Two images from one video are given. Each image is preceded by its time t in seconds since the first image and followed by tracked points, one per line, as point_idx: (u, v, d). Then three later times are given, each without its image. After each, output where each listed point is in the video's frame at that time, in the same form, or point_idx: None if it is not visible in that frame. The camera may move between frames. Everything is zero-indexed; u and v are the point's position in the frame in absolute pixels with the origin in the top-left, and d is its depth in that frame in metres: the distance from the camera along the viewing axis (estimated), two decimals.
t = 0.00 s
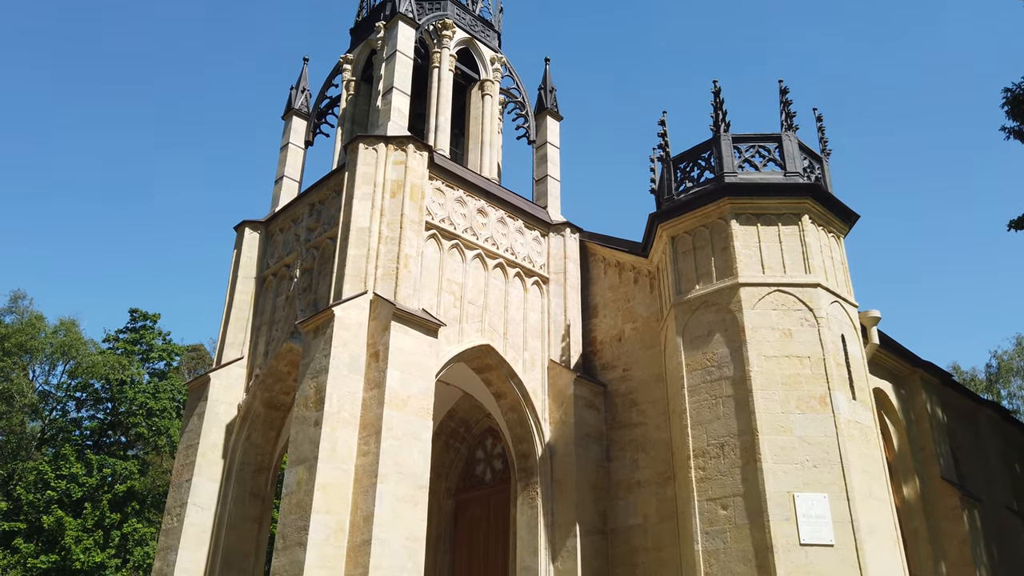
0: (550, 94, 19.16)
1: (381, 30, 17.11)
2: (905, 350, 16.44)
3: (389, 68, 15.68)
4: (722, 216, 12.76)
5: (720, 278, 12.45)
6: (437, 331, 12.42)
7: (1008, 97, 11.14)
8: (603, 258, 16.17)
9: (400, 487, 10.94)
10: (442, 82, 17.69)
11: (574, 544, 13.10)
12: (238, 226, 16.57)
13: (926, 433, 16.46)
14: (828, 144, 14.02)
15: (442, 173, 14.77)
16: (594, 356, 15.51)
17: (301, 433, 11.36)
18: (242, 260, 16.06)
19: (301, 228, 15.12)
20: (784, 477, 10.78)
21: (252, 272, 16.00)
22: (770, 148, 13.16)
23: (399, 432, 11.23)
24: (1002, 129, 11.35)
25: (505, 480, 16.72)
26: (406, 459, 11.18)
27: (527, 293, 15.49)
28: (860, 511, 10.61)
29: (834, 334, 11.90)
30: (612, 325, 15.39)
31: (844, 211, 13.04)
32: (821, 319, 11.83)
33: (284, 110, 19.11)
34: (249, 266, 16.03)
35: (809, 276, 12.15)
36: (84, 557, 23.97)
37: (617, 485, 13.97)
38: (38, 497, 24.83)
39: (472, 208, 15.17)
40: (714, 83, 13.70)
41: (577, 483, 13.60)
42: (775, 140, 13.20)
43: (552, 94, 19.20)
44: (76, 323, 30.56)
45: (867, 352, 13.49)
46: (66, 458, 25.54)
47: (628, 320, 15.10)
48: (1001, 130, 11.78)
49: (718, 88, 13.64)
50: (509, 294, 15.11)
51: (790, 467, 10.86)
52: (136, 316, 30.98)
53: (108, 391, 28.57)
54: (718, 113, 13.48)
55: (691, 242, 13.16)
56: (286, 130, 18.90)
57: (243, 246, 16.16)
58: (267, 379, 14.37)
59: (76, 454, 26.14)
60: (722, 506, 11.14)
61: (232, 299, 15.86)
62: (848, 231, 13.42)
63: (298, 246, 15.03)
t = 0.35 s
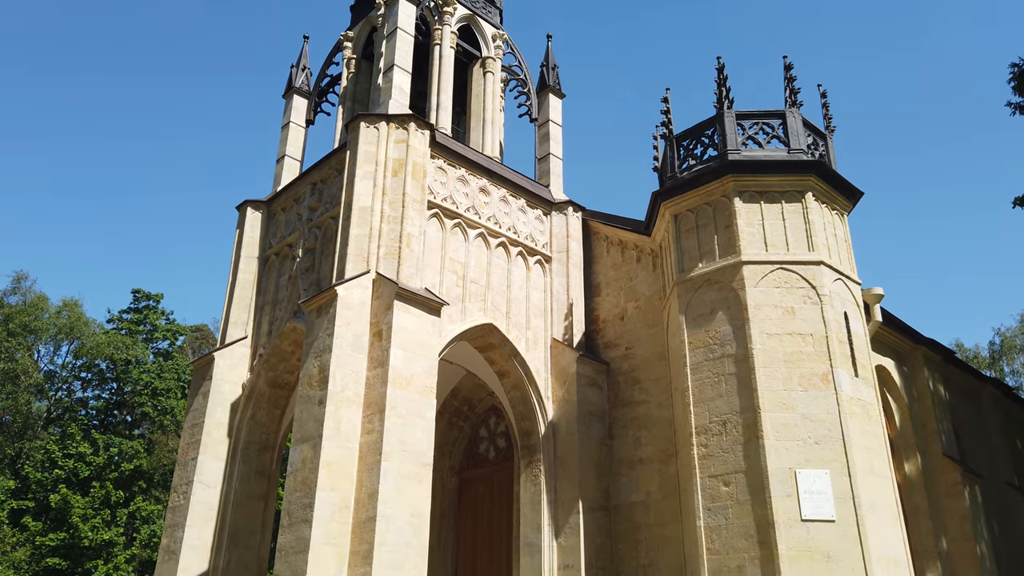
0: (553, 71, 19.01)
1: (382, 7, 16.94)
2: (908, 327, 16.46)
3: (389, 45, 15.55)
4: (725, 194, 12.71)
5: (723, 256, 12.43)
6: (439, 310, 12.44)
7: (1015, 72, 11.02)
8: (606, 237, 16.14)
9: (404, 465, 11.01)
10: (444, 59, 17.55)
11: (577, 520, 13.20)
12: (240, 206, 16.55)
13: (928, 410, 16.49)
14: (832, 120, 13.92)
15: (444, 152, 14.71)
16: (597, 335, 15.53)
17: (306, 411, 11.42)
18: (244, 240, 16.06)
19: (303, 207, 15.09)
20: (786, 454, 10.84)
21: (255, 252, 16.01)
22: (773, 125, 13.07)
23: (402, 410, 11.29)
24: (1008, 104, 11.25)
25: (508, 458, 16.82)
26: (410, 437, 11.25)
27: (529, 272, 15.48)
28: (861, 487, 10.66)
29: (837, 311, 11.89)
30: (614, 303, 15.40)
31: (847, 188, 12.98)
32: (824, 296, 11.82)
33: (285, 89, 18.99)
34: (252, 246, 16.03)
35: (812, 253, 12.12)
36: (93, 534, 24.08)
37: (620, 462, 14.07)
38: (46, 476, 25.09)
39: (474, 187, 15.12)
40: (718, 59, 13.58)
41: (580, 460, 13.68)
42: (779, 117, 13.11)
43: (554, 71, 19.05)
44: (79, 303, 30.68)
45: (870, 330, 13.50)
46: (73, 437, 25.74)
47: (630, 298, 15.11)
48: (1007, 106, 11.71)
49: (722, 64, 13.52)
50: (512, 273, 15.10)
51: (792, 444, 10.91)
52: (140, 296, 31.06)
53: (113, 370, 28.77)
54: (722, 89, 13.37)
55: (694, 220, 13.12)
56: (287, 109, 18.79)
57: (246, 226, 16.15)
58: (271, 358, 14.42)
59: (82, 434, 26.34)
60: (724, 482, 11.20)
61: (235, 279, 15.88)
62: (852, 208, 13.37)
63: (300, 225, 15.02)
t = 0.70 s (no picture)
0: (555, 47, 18.84)
1: None
2: (911, 303, 16.45)
3: (390, 21, 15.39)
4: (728, 170, 12.64)
5: (726, 233, 12.39)
6: (442, 289, 12.45)
7: None
8: (608, 214, 16.08)
9: (407, 442, 11.08)
10: (445, 36, 17.38)
11: (579, 496, 13.30)
12: (242, 184, 16.50)
13: (930, 386, 16.53)
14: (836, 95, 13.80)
15: (445, 129, 14.62)
16: (599, 312, 15.54)
17: (309, 388, 11.48)
18: (246, 218, 16.04)
19: (304, 185, 15.04)
20: (787, 429, 10.88)
21: (257, 230, 15.99)
22: (777, 101, 12.97)
23: (405, 387, 11.34)
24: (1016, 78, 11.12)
25: (511, 435, 16.92)
26: (413, 414, 11.31)
27: (531, 250, 15.45)
28: (862, 462, 10.72)
29: (840, 288, 11.87)
30: (616, 281, 15.39)
31: (851, 164, 12.90)
32: (827, 273, 11.79)
33: (285, 66, 18.84)
34: (254, 224, 16.01)
35: (815, 230, 12.08)
36: (100, 512, 24.34)
37: (622, 439, 14.14)
38: (53, 453, 25.36)
39: (476, 165, 15.05)
40: (722, 33, 13.43)
41: (582, 437, 13.76)
42: (783, 93, 13.00)
43: (556, 47, 18.88)
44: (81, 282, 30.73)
45: (872, 306, 13.49)
46: (79, 416, 25.92)
47: (633, 276, 15.10)
48: (1013, 80, 11.62)
49: (726, 39, 13.38)
50: (514, 251, 15.08)
51: (794, 420, 10.95)
52: (142, 276, 31.11)
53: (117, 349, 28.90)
54: (726, 64, 13.24)
55: (697, 197, 13.06)
56: (287, 87, 18.66)
57: (247, 204, 16.12)
58: (274, 337, 14.46)
59: (88, 412, 26.52)
60: (725, 458, 11.27)
61: (237, 258, 15.88)
62: (856, 184, 13.29)
63: (302, 203, 14.98)
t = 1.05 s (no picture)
0: (553, 21, 18.63)
1: None
2: (908, 278, 16.48)
3: None
4: (727, 145, 12.58)
5: (725, 209, 12.36)
6: (440, 264, 12.43)
7: None
8: (606, 190, 16.03)
9: (406, 416, 11.14)
10: (442, 8, 17.18)
11: (577, 470, 13.41)
12: (238, 159, 16.40)
13: (926, 361, 16.61)
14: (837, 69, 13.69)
15: (443, 103, 14.50)
16: (598, 288, 15.54)
17: (308, 364, 11.51)
18: (243, 193, 15.96)
19: (301, 161, 14.96)
20: (784, 404, 10.95)
21: (254, 206, 15.93)
22: (777, 74, 12.86)
23: (404, 362, 11.38)
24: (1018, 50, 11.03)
25: (509, 410, 17.02)
26: (412, 389, 11.36)
27: (529, 225, 15.41)
28: (858, 436, 10.80)
29: (837, 264, 11.87)
30: (615, 257, 15.38)
31: (851, 139, 12.83)
32: (825, 248, 11.79)
33: (280, 40, 18.59)
34: (251, 199, 15.94)
35: (814, 205, 12.05)
36: (100, 487, 24.45)
37: (619, 413, 14.22)
38: (54, 429, 25.42)
39: (473, 140, 14.96)
40: (722, 6, 13.28)
41: (580, 412, 13.83)
42: (783, 66, 12.90)
43: (554, 20, 18.67)
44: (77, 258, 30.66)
45: (870, 282, 13.51)
46: (80, 392, 26.01)
47: (631, 252, 15.08)
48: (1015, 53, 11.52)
49: (726, 12, 13.24)
50: (512, 227, 15.04)
51: (791, 394, 11.01)
52: (139, 252, 31.04)
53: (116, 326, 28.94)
54: (725, 38, 13.11)
55: (695, 172, 13.01)
56: (283, 61, 18.44)
57: (244, 179, 16.04)
58: (273, 313, 14.47)
59: (88, 387, 26.58)
60: (722, 432, 11.35)
61: (235, 233, 15.84)
62: (854, 159, 13.24)
63: (299, 179, 14.91)
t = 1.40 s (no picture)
0: None
1: None
2: (906, 255, 16.49)
3: None
4: (726, 120, 12.51)
5: (723, 185, 12.32)
6: (437, 241, 12.41)
7: None
8: (604, 166, 15.96)
9: (404, 392, 11.19)
10: None
11: (574, 446, 13.52)
12: (234, 135, 16.28)
13: (922, 337, 16.68)
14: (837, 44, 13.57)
15: (440, 78, 14.38)
16: (595, 265, 15.53)
17: (306, 340, 11.52)
18: (240, 170, 15.87)
19: (297, 136, 14.86)
20: (780, 380, 11.00)
21: (251, 182, 15.85)
22: (777, 49, 12.76)
23: (402, 339, 11.40)
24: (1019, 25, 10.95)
25: (507, 386, 17.10)
26: (410, 365, 11.40)
27: (527, 202, 15.36)
28: (854, 412, 10.87)
29: (835, 240, 11.87)
30: (612, 234, 15.35)
31: (850, 114, 12.76)
32: (823, 225, 11.78)
33: (275, 14, 18.35)
34: (247, 176, 15.86)
35: (813, 182, 12.01)
36: (101, 463, 24.56)
37: (617, 389, 14.29)
38: (54, 405, 25.55)
39: (471, 115, 14.86)
40: None
41: (577, 388, 13.90)
42: (783, 41, 12.79)
43: None
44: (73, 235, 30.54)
45: (868, 258, 13.51)
46: (79, 368, 26.08)
47: (629, 229, 15.06)
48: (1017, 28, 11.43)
49: None
50: (510, 203, 14.99)
51: (787, 370, 11.06)
52: (135, 230, 30.92)
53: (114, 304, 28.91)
54: (725, 12, 12.98)
55: (694, 148, 12.95)
56: (278, 35, 18.23)
57: (240, 155, 15.94)
58: (271, 290, 14.46)
59: (87, 364, 26.61)
60: (718, 408, 11.42)
61: (231, 209, 15.77)
62: (854, 135, 13.17)
63: (295, 155, 14.82)
